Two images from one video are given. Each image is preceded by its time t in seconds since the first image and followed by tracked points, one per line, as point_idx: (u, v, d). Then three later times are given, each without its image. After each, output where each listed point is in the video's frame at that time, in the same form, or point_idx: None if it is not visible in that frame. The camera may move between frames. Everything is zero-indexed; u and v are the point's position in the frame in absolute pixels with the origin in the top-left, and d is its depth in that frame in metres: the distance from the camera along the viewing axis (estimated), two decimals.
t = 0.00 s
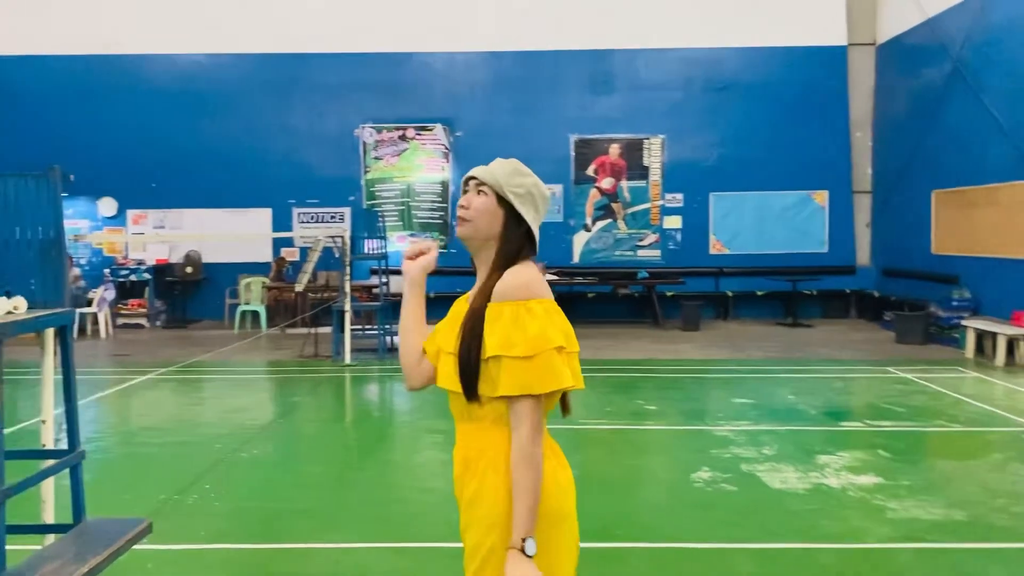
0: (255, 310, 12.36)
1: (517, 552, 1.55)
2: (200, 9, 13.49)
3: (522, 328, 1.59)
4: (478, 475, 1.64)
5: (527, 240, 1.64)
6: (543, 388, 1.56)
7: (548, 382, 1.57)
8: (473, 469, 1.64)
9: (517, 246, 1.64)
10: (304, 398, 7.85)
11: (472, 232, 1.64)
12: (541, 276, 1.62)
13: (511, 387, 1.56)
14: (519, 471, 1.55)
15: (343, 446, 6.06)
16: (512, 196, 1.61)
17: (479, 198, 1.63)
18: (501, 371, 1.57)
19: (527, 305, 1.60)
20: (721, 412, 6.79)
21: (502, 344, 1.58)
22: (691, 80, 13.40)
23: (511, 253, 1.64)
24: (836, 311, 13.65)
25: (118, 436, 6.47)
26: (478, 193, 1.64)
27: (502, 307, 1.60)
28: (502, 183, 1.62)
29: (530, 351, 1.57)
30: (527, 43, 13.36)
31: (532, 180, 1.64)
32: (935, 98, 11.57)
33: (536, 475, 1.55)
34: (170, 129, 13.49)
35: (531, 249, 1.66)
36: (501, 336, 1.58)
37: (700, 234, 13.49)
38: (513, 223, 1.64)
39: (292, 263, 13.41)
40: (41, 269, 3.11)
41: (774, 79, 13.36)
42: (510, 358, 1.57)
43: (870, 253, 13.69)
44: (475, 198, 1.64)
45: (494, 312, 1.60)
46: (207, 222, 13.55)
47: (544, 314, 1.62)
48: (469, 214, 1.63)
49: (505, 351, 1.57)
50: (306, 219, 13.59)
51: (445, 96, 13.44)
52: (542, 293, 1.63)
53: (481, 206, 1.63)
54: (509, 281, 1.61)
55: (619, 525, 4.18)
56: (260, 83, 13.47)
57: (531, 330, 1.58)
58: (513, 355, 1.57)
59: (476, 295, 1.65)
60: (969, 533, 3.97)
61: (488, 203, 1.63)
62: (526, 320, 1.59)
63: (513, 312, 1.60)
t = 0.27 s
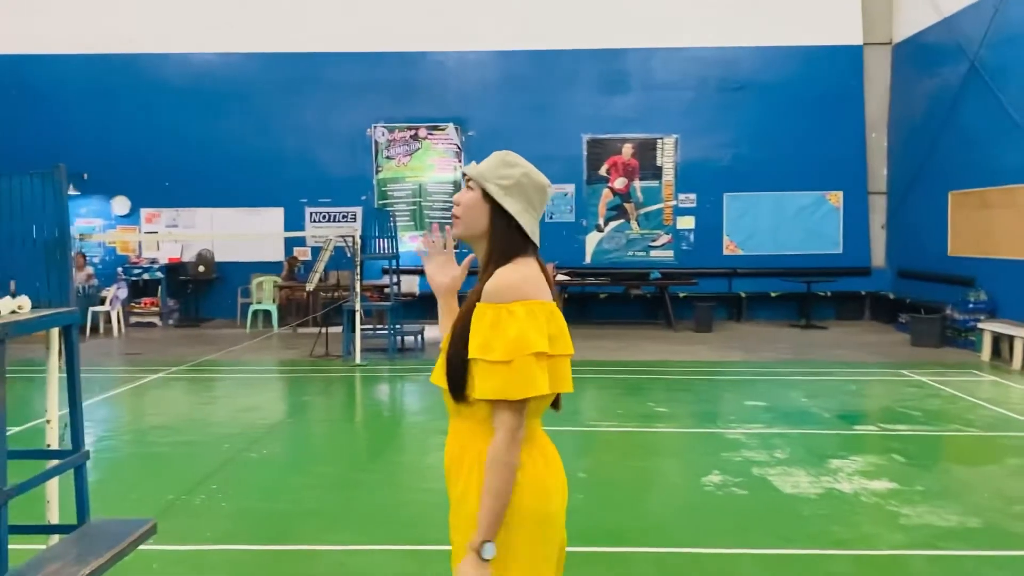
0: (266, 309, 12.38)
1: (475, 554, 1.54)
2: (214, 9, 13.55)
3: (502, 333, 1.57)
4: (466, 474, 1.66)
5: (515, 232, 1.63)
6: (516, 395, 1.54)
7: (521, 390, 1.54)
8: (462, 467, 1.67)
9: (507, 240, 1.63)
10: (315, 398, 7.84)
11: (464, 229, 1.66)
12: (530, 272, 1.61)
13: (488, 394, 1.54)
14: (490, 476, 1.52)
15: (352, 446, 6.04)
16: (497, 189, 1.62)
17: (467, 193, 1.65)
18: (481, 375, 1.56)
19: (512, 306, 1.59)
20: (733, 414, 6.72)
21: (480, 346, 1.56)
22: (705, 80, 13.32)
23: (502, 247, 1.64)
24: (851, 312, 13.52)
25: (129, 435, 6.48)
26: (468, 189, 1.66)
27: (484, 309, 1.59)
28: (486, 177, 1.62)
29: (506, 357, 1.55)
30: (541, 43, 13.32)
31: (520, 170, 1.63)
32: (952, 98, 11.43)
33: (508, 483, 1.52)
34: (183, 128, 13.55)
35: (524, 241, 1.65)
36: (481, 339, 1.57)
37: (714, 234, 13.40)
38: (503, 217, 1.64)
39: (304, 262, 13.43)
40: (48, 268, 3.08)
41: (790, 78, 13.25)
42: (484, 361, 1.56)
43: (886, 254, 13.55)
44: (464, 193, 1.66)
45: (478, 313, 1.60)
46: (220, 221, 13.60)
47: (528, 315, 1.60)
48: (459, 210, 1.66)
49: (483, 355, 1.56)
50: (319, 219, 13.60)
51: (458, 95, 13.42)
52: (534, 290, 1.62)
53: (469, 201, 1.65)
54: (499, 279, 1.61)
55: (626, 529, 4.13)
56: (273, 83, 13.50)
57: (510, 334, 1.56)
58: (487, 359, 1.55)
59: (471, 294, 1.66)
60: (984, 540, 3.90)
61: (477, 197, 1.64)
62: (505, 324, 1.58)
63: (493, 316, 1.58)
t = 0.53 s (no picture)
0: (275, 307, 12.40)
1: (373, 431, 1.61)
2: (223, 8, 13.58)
3: (494, 335, 1.55)
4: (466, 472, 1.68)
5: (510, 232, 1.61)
6: (509, 399, 1.53)
7: (511, 393, 1.53)
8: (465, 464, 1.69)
9: (503, 240, 1.61)
10: (321, 396, 7.84)
11: (463, 231, 1.66)
12: (526, 272, 1.58)
13: (476, 394, 1.54)
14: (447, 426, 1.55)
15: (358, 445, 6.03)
16: (489, 189, 1.60)
17: (463, 194, 1.66)
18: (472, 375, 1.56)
19: (506, 307, 1.56)
20: (741, 416, 6.68)
21: (474, 347, 1.55)
22: (715, 79, 13.26)
23: (498, 248, 1.62)
24: (861, 313, 13.43)
25: (136, 433, 6.50)
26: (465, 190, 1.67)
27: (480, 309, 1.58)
28: (480, 177, 1.62)
29: (498, 360, 1.53)
30: (550, 42, 13.29)
31: (514, 169, 1.61)
32: (964, 97, 11.33)
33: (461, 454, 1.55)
34: (193, 126, 13.58)
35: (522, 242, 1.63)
36: (478, 341, 1.55)
37: (723, 234, 13.34)
38: (499, 216, 1.62)
39: (312, 260, 13.45)
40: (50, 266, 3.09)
41: (801, 77, 13.18)
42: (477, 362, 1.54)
43: (897, 254, 13.46)
44: (461, 194, 1.66)
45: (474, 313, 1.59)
46: (229, 219, 13.63)
47: (525, 318, 1.57)
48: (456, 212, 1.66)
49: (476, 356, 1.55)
50: (328, 217, 13.61)
51: (466, 94, 13.41)
52: (535, 291, 1.59)
53: (464, 202, 1.65)
54: (494, 281, 1.59)
55: (631, 531, 4.10)
56: (283, 82, 13.52)
57: (507, 337, 1.54)
58: (481, 360, 1.54)
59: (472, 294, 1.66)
60: (994, 545, 3.85)
61: (471, 198, 1.64)
62: (501, 327, 1.55)
63: (488, 318, 1.56)
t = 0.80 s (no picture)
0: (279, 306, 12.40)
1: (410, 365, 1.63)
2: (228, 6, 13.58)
3: (529, 335, 1.59)
4: (473, 459, 1.72)
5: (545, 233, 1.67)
6: (538, 397, 1.58)
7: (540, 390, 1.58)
8: (470, 449, 1.73)
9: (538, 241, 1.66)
10: (325, 395, 7.83)
11: (492, 234, 1.67)
12: (562, 273, 1.65)
13: (506, 389, 1.58)
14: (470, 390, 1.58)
15: (361, 444, 6.02)
16: (526, 193, 1.64)
17: (494, 199, 1.66)
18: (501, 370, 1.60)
19: (542, 308, 1.61)
20: (746, 416, 6.64)
21: (505, 344, 1.59)
22: (720, 78, 13.21)
23: (532, 249, 1.67)
24: (867, 314, 13.37)
25: (139, 430, 6.50)
26: (493, 192, 1.67)
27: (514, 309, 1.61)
28: (514, 181, 1.64)
29: (531, 359, 1.58)
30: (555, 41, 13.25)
31: (545, 172, 1.65)
32: (972, 97, 11.26)
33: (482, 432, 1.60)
34: (197, 124, 13.58)
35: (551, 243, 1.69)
36: (511, 338, 1.59)
37: (728, 234, 13.29)
38: (532, 219, 1.66)
39: (316, 259, 13.44)
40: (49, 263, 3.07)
41: (807, 76, 13.11)
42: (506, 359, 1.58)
43: (903, 255, 13.39)
44: (490, 198, 1.66)
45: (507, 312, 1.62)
46: (234, 217, 13.64)
47: (557, 320, 1.62)
48: (486, 216, 1.66)
49: (509, 353, 1.59)
50: (332, 216, 13.61)
51: (471, 92, 13.38)
52: (567, 292, 1.65)
53: (496, 207, 1.66)
54: (530, 282, 1.62)
55: (634, 532, 4.07)
56: (287, 80, 13.51)
57: (540, 337, 1.59)
58: (514, 359, 1.58)
59: (500, 293, 1.69)
60: (1001, 548, 3.81)
61: (504, 202, 1.66)
62: (533, 328, 1.60)
63: (524, 317, 1.60)
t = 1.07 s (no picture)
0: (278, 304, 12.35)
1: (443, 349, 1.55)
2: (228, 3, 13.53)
3: (571, 330, 1.60)
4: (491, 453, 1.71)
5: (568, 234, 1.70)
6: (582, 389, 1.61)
7: (585, 384, 1.62)
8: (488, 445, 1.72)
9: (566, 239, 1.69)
10: (324, 394, 7.78)
11: (523, 230, 1.69)
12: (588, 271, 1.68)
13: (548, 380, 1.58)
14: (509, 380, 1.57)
15: (360, 444, 5.97)
16: (561, 192, 1.66)
17: (527, 195, 1.67)
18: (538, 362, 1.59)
19: (581, 304, 1.63)
20: (748, 417, 6.59)
21: (546, 338, 1.58)
22: (722, 77, 13.16)
23: (560, 246, 1.69)
24: (868, 314, 13.32)
25: (137, 429, 6.46)
26: (524, 189, 1.68)
27: (553, 301, 1.62)
28: (548, 178, 1.66)
29: (573, 353, 1.60)
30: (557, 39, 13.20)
31: (573, 173, 1.69)
32: (975, 96, 11.21)
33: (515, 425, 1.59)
34: (197, 122, 13.53)
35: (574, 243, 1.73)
36: (554, 331, 1.59)
37: (730, 233, 13.25)
38: (562, 217, 1.69)
39: (316, 257, 13.40)
40: (44, 260, 3.02)
41: (810, 75, 13.06)
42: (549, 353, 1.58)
43: (905, 255, 13.34)
44: (520, 195, 1.68)
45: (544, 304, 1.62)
46: (233, 215, 13.59)
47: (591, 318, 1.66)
48: (519, 212, 1.67)
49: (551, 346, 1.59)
50: (333, 214, 13.56)
51: (472, 90, 13.33)
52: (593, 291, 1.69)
53: (526, 204, 1.67)
54: (564, 277, 1.64)
55: (636, 534, 4.02)
56: (288, 77, 13.47)
57: (582, 332, 1.62)
58: (557, 352, 1.58)
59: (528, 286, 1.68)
60: (1008, 552, 3.76)
61: (537, 199, 1.67)
62: (574, 324, 1.61)
63: (565, 311, 1.61)
